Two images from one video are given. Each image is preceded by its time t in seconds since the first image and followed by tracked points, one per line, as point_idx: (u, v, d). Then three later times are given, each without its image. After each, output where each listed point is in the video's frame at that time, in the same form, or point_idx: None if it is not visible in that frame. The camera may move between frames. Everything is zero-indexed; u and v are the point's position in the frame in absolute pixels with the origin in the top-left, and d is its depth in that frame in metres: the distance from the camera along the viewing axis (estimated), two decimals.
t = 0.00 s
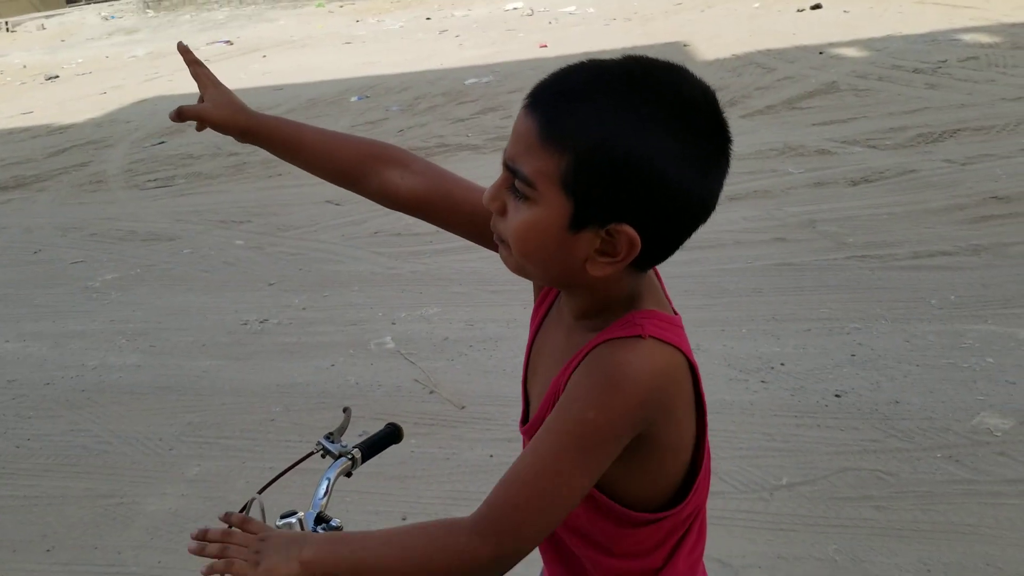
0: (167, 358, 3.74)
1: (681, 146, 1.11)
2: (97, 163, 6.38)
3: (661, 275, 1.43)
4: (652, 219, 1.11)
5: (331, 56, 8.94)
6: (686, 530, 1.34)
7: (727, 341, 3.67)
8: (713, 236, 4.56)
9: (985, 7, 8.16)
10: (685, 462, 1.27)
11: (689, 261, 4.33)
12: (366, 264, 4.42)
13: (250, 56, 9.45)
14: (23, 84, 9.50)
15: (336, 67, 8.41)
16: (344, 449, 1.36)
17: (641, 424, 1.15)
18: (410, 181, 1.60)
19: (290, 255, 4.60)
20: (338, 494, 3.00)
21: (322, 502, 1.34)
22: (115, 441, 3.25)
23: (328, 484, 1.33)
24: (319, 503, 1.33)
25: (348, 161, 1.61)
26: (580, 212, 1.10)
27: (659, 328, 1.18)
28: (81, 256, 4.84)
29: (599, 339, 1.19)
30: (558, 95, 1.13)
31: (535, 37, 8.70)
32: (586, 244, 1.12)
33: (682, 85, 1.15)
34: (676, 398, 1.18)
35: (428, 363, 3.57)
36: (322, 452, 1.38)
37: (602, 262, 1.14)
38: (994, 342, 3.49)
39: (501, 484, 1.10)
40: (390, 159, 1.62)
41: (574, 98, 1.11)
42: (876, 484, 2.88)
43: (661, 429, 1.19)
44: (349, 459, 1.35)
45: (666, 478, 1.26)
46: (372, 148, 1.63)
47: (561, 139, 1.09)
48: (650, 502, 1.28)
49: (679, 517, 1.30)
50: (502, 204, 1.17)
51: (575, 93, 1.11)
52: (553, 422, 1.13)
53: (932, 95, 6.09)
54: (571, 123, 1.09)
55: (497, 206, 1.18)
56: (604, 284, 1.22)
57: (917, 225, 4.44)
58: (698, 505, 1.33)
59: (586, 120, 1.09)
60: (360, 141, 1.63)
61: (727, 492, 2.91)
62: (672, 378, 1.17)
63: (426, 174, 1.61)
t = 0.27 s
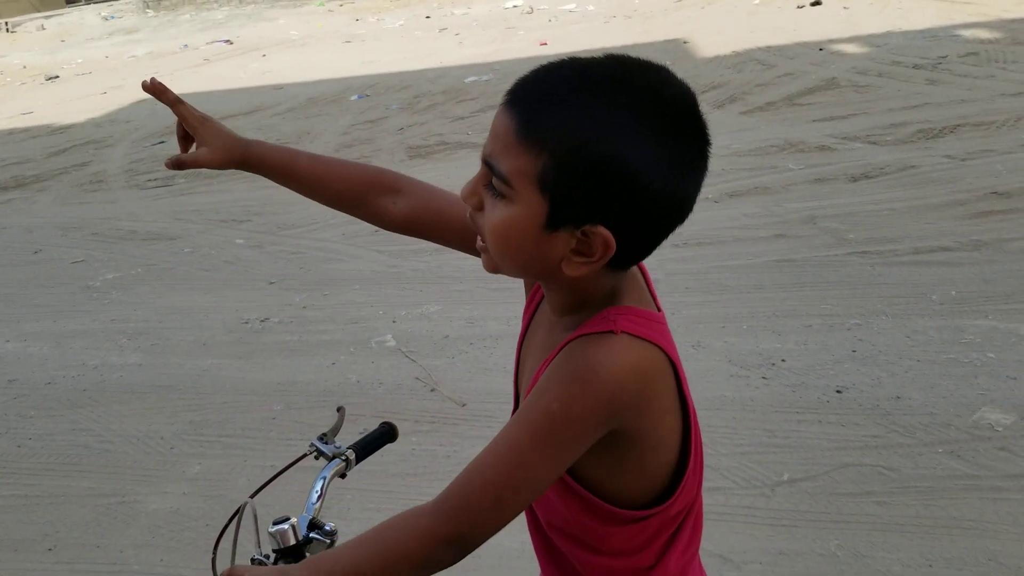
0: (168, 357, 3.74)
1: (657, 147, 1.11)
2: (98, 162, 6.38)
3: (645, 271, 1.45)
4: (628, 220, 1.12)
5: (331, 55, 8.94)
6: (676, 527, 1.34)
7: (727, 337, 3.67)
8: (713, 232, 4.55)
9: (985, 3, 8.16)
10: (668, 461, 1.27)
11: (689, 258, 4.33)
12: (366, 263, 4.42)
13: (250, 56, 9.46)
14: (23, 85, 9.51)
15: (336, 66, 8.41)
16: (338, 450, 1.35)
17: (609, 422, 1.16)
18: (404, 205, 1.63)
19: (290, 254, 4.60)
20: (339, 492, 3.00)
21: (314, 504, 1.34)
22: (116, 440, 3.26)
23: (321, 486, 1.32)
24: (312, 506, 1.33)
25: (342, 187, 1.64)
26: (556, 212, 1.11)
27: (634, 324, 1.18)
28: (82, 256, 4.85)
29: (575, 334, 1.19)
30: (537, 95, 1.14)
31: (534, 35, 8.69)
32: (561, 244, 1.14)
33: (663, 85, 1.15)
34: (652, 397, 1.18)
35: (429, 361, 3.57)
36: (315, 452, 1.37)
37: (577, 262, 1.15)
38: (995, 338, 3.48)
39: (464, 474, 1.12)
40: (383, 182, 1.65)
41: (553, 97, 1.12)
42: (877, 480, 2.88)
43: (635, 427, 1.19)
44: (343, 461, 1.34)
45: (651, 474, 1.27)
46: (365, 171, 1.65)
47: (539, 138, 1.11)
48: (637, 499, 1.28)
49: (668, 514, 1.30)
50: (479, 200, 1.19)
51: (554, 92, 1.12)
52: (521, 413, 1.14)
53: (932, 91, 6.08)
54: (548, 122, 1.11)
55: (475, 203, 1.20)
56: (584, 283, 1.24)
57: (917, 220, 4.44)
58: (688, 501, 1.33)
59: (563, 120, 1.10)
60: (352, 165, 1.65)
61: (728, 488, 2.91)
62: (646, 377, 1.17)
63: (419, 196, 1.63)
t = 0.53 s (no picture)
0: (170, 355, 3.74)
1: (649, 142, 1.18)
2: (99, 160, 6.38)
3: (636, 266, 1.46)
4: (627, 215, 1.18)
5: (332, 52, 8.94)
6: (674, 523, 1.34)
7: (729, 334, 3.67)
8: (714, 229, 4.55)
9: None
10: (664, 460, 1.27)
11: (691, 254, 4.32)
12: (367, 260, 4.42)
13: (251, 53, 9.46)
14: (25, 82, 9.51)
15: (338, 63, 8.40)
16: (338, 450, 1.35)
17: (602, 422, 1.15)
18: (392, 197, 1.66)
19: (291, 252, 4.60)
20: (341, 489, 3.00)
21: (315, 507, 1.33)
22: (118, 438, 3.26)
23: (321, 487, 1.32)
24: (314, 508, 1.32)
25: (331, 180, 1.67)
26: (562, 216, 1.15)
27: (626, 325, 1.18)
28: (83, 254, 4.85)
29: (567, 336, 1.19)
30: (525, 100, 1.16)
31: (536, 32, 8.68)
32: (565, 246, 1.17)
33: (644, 87, 1.22)
34: (645, 397, 1.18)
35: (431, 358, 3.57)
36: (315, 453, 1.37)
37: (582, 262, 1.19)
38: (998, 334, 3.48)
39: (457, 478, 1.12)
40: (372, 175, 1.68)
41: (547, 104, 1.15)
42: (880, 476, 2.88)
43: (630, 426, 1.19)
44: (343, 461, 1.34)
45: (647, 473, 1.27)
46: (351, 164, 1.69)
47: (536, 144, 1.13)
48: (634, 496, 1.28)
49: (666, 511, 1.30)
50: (470, 211, 1.20)
51: (543, 97, 1.16)
52: (514, 416, 1.14)
53: (933, 87, 6.07)
54: (543, 127, 1.14)
55: (466, 215, 1.20)
56: (581, 286, 1.27)
57: (919, 217, 4.43)
58: (685, 498, 1.33)
59: (559, 123, 1.14)
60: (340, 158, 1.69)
61: (729, 485, 2.91)
62: (639, 377, 1.17)
63: (407, 188, 1.67)
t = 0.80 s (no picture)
0: (172, 347, 3.75)
1: (658, 126, 1.18)
2: (99, 152, 6.38)
3: (637, 258, 1.45)
4: (639, 201, 1.18)
5: (333, 44, 8.92)
6: (677, 513, 1.34)
7: (731, 326, 3.66)
8: (716, 220, 4.54)
9: None
10: (666, 451, 1.27)
11: (692, 246, 4.32)
12: (368, 252, 4.42)
13: (252, 45, 9.43)
14: (26, 74, 9.50)
15: (338, 55, 8.38)
16: (338, 441, 1.35)
17: (605, 417, 1.15)
18: (390, 189, 1.66)
19: (292, 244, 4.60)
20: (342, 480, 3.01)
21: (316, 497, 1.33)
22: (120, 429, 3.27)
23: (322, 478, 1.32)
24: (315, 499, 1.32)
25: (330, 169, 1.67)
26: (576, 203, 1.15)
27: (630, 319, 1.18)
28: (85, 246, 4.85)
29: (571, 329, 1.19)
30: (534, 88, 1.16)
31: (537, 23, 8.65)
32: (577, 234, 1.17)
33: (650, 74, 1.23)
34: (649, 390, 1.18)
35: (432, 349, 3.57)
36: (316, 444, 1.37)
37: (594, 250, 1.19)
38: (999, 325, 3.48)
39: (460, 475, 1.12)
40: (371, 167, 1.68)
41: (557, 91, 1.15)
42: (881, 467, 2.88)
43: (633, 420, 1.19)
44: (343, 453, 1.34)
45: (650, 464, 1.27)
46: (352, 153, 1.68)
47: (548, 131, 1.13)
48: (637, 488, 1.28)
49: (668, 501, 1.30)
50: (479, 202, 1.18)
51: (552, 85, 1.16)
52: (516, 412, 1.14)
53: (936, 78, 6.05)
54: (554, 113, 1.14)
55: (474, 207, 1.19)
56: (589, 276, 1.27)
57: (921, 208, 4.43)
58: (687, 487, 1.33)
59: (570, 110, 1.14)
60: (340, 148, 1.68)
61: (730, 476, 2.91)
62: (643, 370, 1.16)
63: (407, 180, 1.66)
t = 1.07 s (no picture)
0: (173, 340, 3.75)
1: (672, 120, 1.18)
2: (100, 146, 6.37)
3: (647, 252, 1.45)
4: (652, 196, 1.18)
5: (333, 37, 8.90)
6: (684, 504, 1.34)
7: (732, 319, 3.66)
8: (717, 213, 4.54)
9: None
10: (674, 443, 1.27)
11: (694, 239, 4.31)
12: (369, 245, 4.42)
13: (252, 38, 9.42)
14: (26, 68, 9.50)
15: (339, 48, 8.36)
16: (346, 431, 1.36)
17: (614, 409, 1.15)
18: (395, 190, 1.61)
19: (293, 237, 4.59)
20: (344, 473, 3.01)
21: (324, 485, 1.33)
22: (122, 422, 3.27)
23: (329, 466, 1.32)
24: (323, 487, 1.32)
25: (330, 171, 1.60)
26: (588, 197, 1.15)
27: (639, 312, 1.18)
28: (86, 239, 4.85)
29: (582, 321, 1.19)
30: (549, 80, 1.16)
31: (538, 16, 8.63)
32: (589, 228, 1.17)
33: (668, 69, 1.23)
34: (659, 384, 1.18)
35: (434, 342, 3.57)
36: (323, 433, 1.37)
37: (605, 244, 1.19)
38: (1001, 318, 3.47)
39: (469, 463, 1.12)
40: (373, 167, 1.62)
41: (572, 84, 1.15)
42: (883, 460, 2.88)
43: (642, 413, 1.19)
44: (350, 442, 1.34)
45: (658, 457, 1.27)
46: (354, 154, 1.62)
47: (563, 123, 1.13)
48: (645, 479, 1.28)
49: (676, 492, 1.30)
50: (491, 194, 1.18)
51: (567, 78, 1.16)
52: (525, 403, 1.14)
53: (938, 70, 6.03)
54: (569, 106, 1.14)
55: (486, 199, 1.19)
56: (599, 270, 1.27)
57: (922, 201, 4.42)
58: (695, 479, 1.33)
59: (585, 103, 1.14)
60: (341, 148, 1.61)
61: (732, 469, 2.91)
62: (653, 363, 1.16)
63: (411, 180, 1.61)
